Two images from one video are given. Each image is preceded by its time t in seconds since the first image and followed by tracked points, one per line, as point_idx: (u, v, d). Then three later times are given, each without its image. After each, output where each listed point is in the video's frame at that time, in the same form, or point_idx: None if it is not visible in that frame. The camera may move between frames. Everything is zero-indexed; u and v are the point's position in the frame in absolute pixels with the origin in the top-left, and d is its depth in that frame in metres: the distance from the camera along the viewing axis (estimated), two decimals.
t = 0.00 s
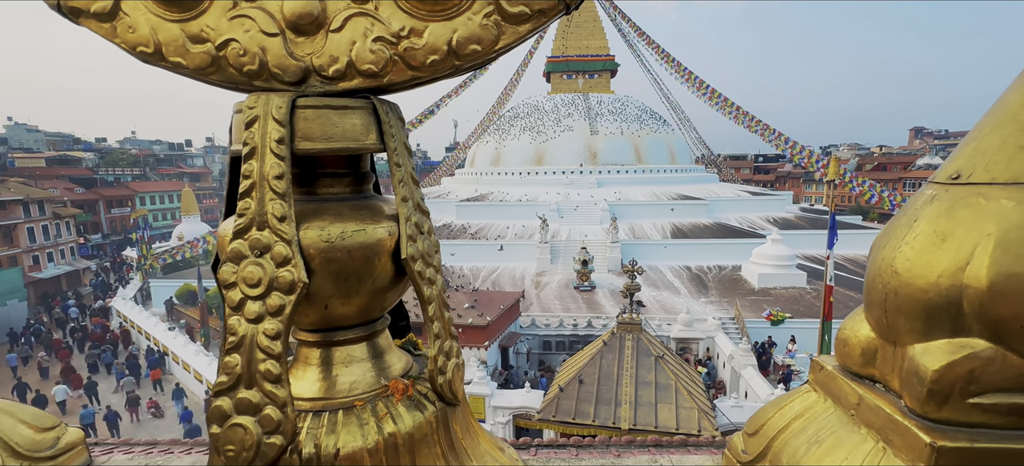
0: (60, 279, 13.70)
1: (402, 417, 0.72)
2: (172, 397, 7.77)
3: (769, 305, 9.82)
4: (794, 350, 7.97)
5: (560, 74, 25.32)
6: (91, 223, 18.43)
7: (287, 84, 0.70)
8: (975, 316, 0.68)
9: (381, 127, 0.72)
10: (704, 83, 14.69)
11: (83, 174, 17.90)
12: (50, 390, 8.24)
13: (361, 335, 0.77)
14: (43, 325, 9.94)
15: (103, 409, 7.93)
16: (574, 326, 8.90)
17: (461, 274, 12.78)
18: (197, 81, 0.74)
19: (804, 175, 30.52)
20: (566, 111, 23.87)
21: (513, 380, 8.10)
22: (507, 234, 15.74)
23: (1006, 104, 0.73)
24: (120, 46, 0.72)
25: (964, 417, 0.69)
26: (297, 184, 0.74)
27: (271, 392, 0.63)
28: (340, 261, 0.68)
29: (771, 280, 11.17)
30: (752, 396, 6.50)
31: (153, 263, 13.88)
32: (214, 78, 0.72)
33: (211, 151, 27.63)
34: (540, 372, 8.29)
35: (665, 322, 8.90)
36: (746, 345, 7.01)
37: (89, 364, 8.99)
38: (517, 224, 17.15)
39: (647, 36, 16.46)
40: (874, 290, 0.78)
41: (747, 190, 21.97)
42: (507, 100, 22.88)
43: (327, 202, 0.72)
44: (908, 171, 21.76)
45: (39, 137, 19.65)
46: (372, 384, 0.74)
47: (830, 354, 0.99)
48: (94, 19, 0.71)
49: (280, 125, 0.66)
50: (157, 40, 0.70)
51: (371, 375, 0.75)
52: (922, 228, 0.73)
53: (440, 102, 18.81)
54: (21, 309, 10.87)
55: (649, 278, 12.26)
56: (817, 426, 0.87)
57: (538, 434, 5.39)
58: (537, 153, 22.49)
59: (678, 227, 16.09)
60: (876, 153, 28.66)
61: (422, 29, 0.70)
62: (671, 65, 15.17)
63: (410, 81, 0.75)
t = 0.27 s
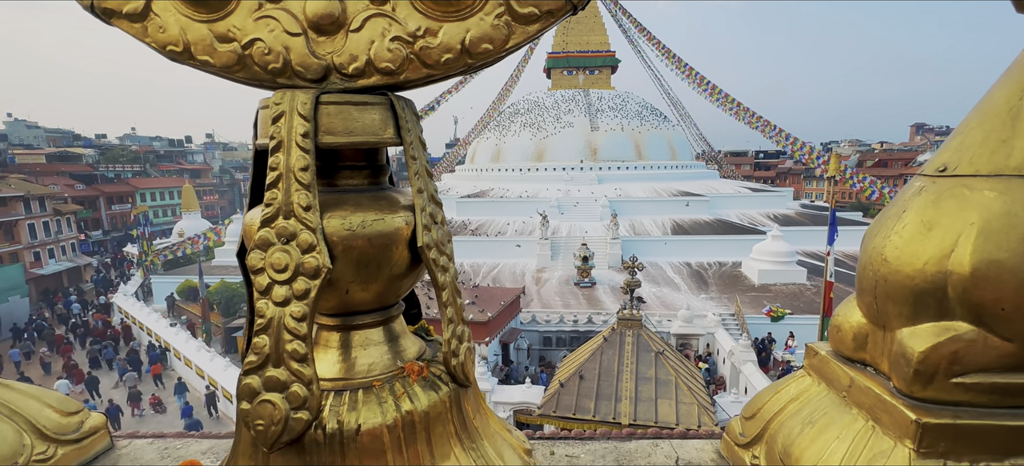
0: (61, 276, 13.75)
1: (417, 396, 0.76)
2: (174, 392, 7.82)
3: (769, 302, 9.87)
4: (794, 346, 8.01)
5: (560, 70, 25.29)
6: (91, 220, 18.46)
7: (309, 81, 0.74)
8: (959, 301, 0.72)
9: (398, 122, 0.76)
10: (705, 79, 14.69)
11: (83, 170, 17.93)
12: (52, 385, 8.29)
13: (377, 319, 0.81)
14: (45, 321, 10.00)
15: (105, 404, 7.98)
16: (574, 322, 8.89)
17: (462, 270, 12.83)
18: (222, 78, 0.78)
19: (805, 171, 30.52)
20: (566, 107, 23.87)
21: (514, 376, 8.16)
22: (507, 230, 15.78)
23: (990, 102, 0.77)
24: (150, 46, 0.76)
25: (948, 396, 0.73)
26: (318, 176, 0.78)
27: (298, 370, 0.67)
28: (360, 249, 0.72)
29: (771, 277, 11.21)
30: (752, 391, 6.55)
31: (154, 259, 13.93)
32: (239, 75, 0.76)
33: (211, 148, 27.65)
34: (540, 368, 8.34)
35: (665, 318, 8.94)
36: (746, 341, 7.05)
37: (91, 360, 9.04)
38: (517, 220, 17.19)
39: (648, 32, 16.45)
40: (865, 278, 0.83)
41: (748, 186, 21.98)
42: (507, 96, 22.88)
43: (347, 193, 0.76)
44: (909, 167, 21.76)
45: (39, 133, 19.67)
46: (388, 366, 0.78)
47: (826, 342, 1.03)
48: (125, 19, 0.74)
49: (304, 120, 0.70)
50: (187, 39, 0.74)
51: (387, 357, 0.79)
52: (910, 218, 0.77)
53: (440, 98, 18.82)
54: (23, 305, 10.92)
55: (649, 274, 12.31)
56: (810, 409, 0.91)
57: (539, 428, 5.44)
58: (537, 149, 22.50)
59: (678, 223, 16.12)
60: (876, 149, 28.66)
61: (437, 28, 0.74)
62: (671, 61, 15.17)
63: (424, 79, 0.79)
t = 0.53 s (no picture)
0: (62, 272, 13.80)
1: (433, 377, 0.81)
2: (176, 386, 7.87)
3: (769, 298, 9.92)
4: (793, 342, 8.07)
5: (561, 66, 25.27)
6: (92, 216, 18.47)
7: (330, 80, 0.79)
8: (941, 287, 0.77)
9: (414, 120, 0.81)
10: (705, 75, 14.69)
11: (83, 166, 17.95)
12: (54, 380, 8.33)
13: (394, 305, 0.86)
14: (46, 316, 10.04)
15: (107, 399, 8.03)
16: (574, 318, 9.00)
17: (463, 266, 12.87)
18: (247, 78, 0.83)
19: (805, 167, 30.54)
20: (567, 103, 23.86)
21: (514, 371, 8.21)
22: (508, 226, 15.82)
23: (971, 101, 0.81)
24: (180, 47, 0.81)
25: (930, 377, 0.78)
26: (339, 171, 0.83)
27: (323, 351, 0.72)
28: (380, 238, 0.77)
29: (771, 273, 11.26)
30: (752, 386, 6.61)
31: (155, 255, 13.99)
32: (264, 75, 0.81)
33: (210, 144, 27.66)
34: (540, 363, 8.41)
35: (665, 314, 9.00)
36: (746, 337, 7.11)
37: (92, 355, 9.08)
38: (518, 216, 17.23)
39: (648, 28, 16.43)
40: (854, 268, 0.87)
41: (748, 182, 22.03)
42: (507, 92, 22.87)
43: (366, 186, 0.81)
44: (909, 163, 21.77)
45: (39, 129, 19.67)
46: (404, 348, 0.83)
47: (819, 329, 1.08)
48: (157, 22, 0.79)
49: (328, 117, 0.75)
50: (215, 41, 0.79)
51: (403, 341, 0.84)
52: (895, 211, 0.82)
53: (440, 94, 18.81)
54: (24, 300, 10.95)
55: (650, 270, 12.36)
56: (803, 391, 0.96)
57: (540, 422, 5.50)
58: (537, 145, 22.52)
59: (678, 219, 16.16)
60: (876, 145, 28.68)
61: (450, 31, 0.79)
62: (671, 57, 15.16)
63: (437, 78, 0.83)
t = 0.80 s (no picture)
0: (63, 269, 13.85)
1: (442, 364, 0.86)
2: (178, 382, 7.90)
3: (768, 294, 9.97)
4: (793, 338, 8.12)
5: (561, 63, 25.25)
6: (92, 213, 18.47)
7: (344, 81, 0.83)
8: (925, 278, 0.81)
9: (424, 120, 0.85)
10: (705, 71, 14.69)
11: (83, 163, 17.96)
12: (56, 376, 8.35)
13: (404, 295, 0.90)
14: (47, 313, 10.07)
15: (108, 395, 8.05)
16: (574, 315, 9.06)
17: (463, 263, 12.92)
18: (264, 79, 0.87)
19: (806, 164, 30.55)
20: (567, 100, 23.86)
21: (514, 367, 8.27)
22: (508, 223, 15.85)
23: (955, 101, 0.85)
24: (200, 49, 0.85)
25: (914, 363, 0.82)
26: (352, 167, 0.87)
27: (339, 339, 0.76)
28: (393, 232, 0.81)
29: (771, 270, 11.30)
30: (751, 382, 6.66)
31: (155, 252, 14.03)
32: (281, 77, 0.84)
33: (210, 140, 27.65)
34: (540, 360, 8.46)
35: (665, 310, 9.04)
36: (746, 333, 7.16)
37: (93, 351, 9.10)
38: (518, 213, 17.25)
39: (648, 24, 16.41)
40: (845, 260, 0.91)
41: (748, 179, 22.05)
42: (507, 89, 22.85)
43: (379, 182, 0.85)
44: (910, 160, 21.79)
45: (38, 125, 19.67)
46: (414, 336, 0.87)
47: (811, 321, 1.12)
48: (179, 26, 0.83)
49: (343, 117, 0.79)
50: (235, 44, 0.83)
51: (413, 330, 0.88)
52: (882, 206, 0.86)
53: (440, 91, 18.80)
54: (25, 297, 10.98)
55: (650, 267, 12.41)
56: (795, 380, 1.01)
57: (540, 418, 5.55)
58: (537, 142, 22.53)
59: (678, 216, 16.20)
60: (877, 141, 28.73)
61: (459, 34, 0.83)
62: (671, 53, 15.16)
63: (445, 79, 0.87)
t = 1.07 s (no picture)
0: (63, 266, 13.89)
1: (448, 355, 0.90)
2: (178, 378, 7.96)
3: (768, 291, 10.01)
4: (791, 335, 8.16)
5: (561, 59, 25.23)
6: (91, 210, 18.38)
7: (354, 85, 0.87)
8: (907, 272, 0.85)
9: (430, 121, 0.89)
10: (705, 68, 14.69)
11: (83, 161, 17.96)
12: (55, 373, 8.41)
13: (410, 289, 0.94)
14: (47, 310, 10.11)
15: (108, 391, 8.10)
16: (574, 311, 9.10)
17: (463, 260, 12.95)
18: (278, 82, 0.91)
19: (806, 161, 30.56)
20: (567, 97, 23.86)
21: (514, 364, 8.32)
22: (508, 220, 15.89)
23: (937, 104, 0.89)
24: (217, 55, 0.88)
25: (897, 354, 0.86)
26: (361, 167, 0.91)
27: (351, 330, 0.80)
28: (401, 230, 0.85)
29: (770, 267, 11.35)
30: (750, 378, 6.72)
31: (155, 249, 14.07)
32: (294, 80, 0.88)
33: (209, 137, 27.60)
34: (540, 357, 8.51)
35: (664, 307, 9.09)
36: (745, 330, 7.22)
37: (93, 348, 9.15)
38: (518, 210, 17.29)
39: (649, 20, 16.38)
40: (833, 256, 0.96)
41: (748, 176, 22.07)
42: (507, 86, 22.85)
43: (388, 181, 0.89)
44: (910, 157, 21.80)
45: (37, 123, 19.66)
46: (421, 328, 0.91)
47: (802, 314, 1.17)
48: (196, 32, 0.87)
49: (355, 119, 0.83)
50: (250, 49, 0.86)
51: (419, 323, 0.92)
52: (867, 203, 0.90)
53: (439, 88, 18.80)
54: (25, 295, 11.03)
55: (650, 264, 12.45)
56: (785, 370, 1.05)
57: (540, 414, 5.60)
58: (537, 139, 22.55)
59: (678, 214, 16.22)
60: (877, 139, 28.73)
61: (463, 40, 0.87)
62: (672, 50, 15.15)
63: (450, 82, 0.91)
